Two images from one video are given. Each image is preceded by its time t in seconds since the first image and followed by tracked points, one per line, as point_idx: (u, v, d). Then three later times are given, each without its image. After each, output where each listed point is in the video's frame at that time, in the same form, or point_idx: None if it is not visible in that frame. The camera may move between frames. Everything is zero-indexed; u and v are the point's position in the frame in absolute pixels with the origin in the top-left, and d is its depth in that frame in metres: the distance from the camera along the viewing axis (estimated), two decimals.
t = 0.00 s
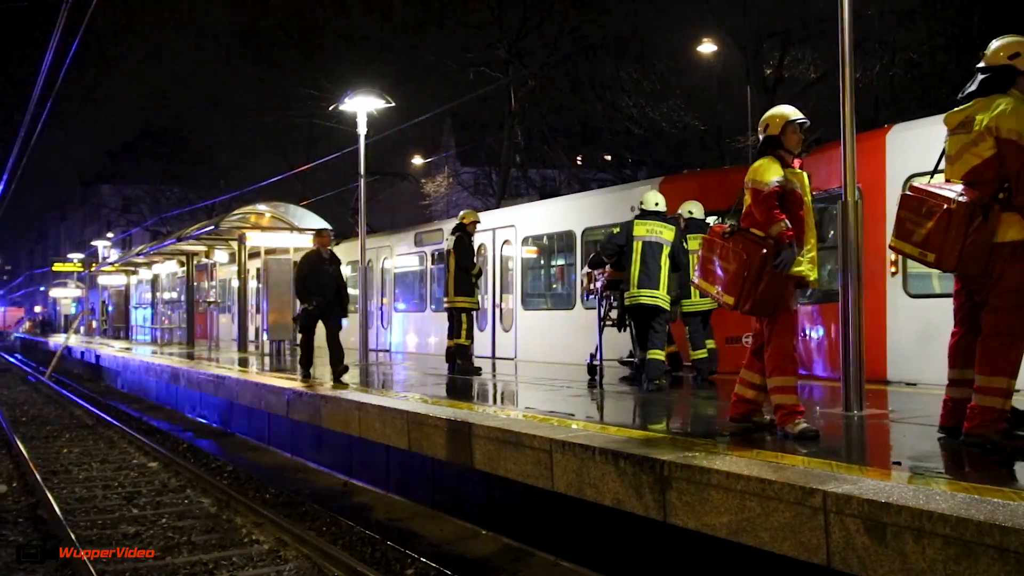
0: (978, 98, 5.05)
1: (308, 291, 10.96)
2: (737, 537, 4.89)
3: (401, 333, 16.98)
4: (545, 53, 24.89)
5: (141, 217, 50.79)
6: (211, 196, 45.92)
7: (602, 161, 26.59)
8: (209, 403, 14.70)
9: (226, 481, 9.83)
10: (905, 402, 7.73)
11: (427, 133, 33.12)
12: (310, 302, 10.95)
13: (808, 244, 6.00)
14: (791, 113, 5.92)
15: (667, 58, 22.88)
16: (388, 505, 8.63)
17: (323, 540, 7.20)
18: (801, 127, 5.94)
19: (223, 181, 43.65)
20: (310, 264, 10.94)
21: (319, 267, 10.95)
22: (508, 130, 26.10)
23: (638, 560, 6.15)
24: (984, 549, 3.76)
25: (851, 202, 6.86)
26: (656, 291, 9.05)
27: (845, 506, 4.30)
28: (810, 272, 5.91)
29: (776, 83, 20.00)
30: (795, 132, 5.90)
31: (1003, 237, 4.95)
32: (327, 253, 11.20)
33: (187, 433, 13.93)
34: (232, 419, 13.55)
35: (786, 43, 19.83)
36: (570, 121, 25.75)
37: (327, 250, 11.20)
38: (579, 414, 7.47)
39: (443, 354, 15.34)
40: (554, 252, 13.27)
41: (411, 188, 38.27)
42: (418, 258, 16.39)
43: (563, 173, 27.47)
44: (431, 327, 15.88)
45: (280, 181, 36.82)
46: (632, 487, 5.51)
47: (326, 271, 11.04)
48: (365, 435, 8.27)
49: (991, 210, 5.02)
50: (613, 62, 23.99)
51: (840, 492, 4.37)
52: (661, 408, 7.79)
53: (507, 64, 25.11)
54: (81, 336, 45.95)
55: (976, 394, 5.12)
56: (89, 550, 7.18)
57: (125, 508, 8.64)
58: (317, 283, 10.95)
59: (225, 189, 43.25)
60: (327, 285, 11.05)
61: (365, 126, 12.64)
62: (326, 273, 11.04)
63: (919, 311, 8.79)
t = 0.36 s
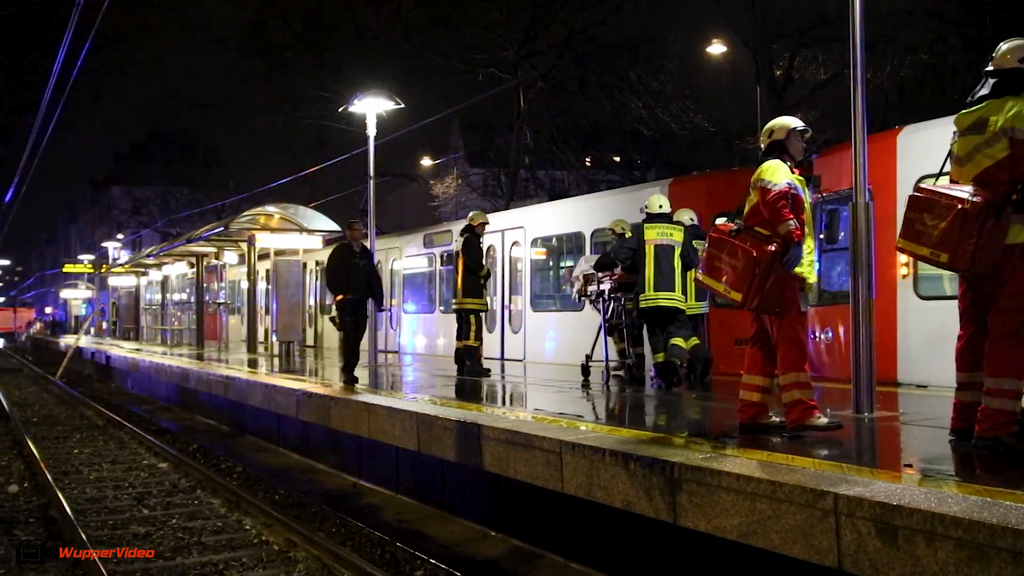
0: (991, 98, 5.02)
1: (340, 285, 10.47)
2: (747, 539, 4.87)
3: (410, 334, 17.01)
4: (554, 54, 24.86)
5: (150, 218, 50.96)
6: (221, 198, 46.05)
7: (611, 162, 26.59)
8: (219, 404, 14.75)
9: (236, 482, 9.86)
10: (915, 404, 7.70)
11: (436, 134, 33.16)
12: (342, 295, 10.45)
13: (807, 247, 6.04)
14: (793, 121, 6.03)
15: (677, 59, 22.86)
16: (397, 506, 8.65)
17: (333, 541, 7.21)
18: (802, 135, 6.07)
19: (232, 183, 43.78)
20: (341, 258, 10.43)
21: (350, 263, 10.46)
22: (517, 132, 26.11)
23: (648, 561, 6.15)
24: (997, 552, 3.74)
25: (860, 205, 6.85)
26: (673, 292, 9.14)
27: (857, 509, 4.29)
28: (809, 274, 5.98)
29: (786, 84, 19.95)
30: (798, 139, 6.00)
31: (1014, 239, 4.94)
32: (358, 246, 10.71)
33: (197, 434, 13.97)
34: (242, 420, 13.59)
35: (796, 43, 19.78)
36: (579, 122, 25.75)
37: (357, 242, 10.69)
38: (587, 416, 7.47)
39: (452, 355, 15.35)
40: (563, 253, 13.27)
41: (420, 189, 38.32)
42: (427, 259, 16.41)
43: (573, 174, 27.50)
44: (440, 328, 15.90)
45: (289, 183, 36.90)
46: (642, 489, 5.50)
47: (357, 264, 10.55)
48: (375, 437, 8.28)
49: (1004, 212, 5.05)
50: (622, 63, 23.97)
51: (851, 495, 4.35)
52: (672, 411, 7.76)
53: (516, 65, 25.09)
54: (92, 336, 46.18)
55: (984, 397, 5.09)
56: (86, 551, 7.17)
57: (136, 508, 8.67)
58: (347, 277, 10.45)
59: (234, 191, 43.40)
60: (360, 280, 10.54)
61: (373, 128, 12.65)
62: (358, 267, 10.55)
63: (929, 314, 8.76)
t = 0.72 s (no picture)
0: (1004, 97, 4.97)
1: (374, 286, 10.15)
2: (758, 540, 4.86)
3: (419, 334, 17.05)
4: (563, 54, 24.82)
5: (161, 218, 51.14)
6: (231, 198, 46.18)
7: (620, 162, 26.57)
8: (229, 404, 14.81)
9: (246, 482, 9.88)
10: (925, 405, 7.67)
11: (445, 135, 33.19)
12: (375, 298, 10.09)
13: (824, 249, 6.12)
14: (810, 124, 6.10)
15: (687, 59, 22.81)
16: (407, 506, 8.66)
17: (343, 541, 7.22)
18: (819, 138, 6.12)
19: (242, 183, 43.91)
20: (373, 257, 10.14)
21: (383, 262, 10.15)
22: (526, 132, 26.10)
23: (657, 562, 6.15)
24: (1010, 554, 3.72)
25: (871, 206, 6.83)
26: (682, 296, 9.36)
27: (868, 510, 4.27)
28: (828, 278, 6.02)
29: (796, 84, 19.90)
30: (816, 141, 6.07)
31: None
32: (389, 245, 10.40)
33: (208, 433, 14.02)
34: (252, 420, 13.63)
35: (807, 43, 19.70)
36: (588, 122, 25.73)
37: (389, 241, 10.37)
38: (597, 417, 7.47)
39: (461, 355, 15.38)
40: (573, 253, 13.27)
41: (429, 189, 38.37)
42: (436, 259, 16.43)
43: (582, 174, 27.50)
44: (449, 328, 15.93)
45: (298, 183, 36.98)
46: (653, 490, 5.49)
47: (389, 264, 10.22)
48: (385, 437, 8.29)
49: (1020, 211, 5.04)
50: (633, 63, 23.92)
51: (863, 496, 4.34)
52: (681, 411, 7.75)
53: (525, 65, 25.07)
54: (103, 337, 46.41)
55: (998, 397, 5.09)
56: (83, 551, 7.20)
57: (147, 508, 8.70)
58: (378, 278, 10.13)
59: (244, 191, 43.52)
60: (393, 280, 10.22)
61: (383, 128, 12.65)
62: (391, 266, 10.23)
63: (939, 315, 8.74)
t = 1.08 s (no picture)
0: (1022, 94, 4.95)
1: (414, 287, 10.03)
2: (775, 541, 4.84)
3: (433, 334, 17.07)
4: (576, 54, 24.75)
5: (177, 220, 51.39)
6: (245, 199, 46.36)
7: (634, 162, 26.51)
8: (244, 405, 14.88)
9: (261, 482, 9.92)
10: (943, 405, 7.60)
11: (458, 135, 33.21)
12: (416, 301, 9.97)
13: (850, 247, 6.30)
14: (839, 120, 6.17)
15: (700, 59, 22.71)
16: (422, 506, 8.68)
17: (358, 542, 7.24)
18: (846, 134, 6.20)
19: (256, 185, 44.07)
20: (417, 257, 9.99)
21: (427, 263, 10.03)
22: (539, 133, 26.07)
23: (673, 562, 6.14)
24: None
25: (887, 205, 6.77)
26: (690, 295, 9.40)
27: (886, 510, 4.25)
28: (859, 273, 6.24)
29: (810, 83, 19.79)
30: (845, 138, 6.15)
31: None
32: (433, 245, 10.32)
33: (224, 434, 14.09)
34: (267, 421, 13.70)
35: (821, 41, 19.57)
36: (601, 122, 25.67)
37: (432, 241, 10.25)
38: (612, 417, 7.43)
39: (476, 356, 15.39)
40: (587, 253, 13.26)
41: (443, 189, 38.40)
42: (450, 260, 16.45)
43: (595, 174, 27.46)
44: (463, 329, 15.95)
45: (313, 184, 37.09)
46: (668, 490, 5.48)
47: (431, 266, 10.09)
48: (399, 437, 8.31)
49: None
50: (646, 63, 23.84)
51: (881, 496, 4.31)
52: (695, 412, 7.71)
53: (538, 66, 25.02)
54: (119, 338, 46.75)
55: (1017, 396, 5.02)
56: (84, 552, 7.26)
57: (164, 508, 8.75)
58: (421, 280, 10.01)
59: (258, 192, 43.68)
60: (435, 281, 10.14)
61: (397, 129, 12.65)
62: (433, 268, 10.11)
63: (957, 314, 8.67)
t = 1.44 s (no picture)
0: None
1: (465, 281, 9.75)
2: (792, 541, 4.81)
3: (447, 334, 17.11)
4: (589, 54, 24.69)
5: (192, 220, 51.63)
6: (260, 200, 46.55)
7: (648, 161, 26.46)
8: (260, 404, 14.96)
9: (277, 481, 9.96)
10: (960, 404, 7.55)
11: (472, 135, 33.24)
12: (469, 291, 9.70)
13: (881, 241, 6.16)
14: (860, 118, 6.13)
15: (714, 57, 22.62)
16: (436, 506, 8.69)
17: (373, 541, 7.25)
18: (868, 132, 6.16)
19: (271, 186, 44.26)
20: (467, 248, 9.72)
21: (477, 255, 9.73)
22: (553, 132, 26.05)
23: (689, 561, 6.13)
24: None
25: (904, 202, 6.71)
26: (694, 297, 9.41)
27: (904, 510, 4.22)
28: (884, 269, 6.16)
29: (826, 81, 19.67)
30: (866, 137, 6.10)
31: None
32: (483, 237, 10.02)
33: (240, 434, 14.15)
34: (283, 420, 13.75)
35: (836, 39, 19.44)
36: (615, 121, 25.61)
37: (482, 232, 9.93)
38: (626, 416, 7.42)
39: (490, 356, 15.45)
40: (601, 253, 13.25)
41: (457, 189, 38.45)
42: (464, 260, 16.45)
43: (609, 174, 27.41)
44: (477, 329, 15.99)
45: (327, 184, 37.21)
46: (684, 490, 5.46)
47: (479, 256, 9.78)
48: (415, 436, 8.31)
49: None
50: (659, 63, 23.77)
51: (899, 496, 4.28)
52: (709, 411, 7.68)
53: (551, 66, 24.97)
54: (136, 339, 47.08)
55: None
56: (82, 552, 7.30)
57: (180, 507, 8.79)
58: (470, 270, 9.72)
59: (274, 193, 43.87)
60: (485, 275, 9.86)
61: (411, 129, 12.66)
62: (483, 260, 9.81)
63: (975, 312, 8.61)
